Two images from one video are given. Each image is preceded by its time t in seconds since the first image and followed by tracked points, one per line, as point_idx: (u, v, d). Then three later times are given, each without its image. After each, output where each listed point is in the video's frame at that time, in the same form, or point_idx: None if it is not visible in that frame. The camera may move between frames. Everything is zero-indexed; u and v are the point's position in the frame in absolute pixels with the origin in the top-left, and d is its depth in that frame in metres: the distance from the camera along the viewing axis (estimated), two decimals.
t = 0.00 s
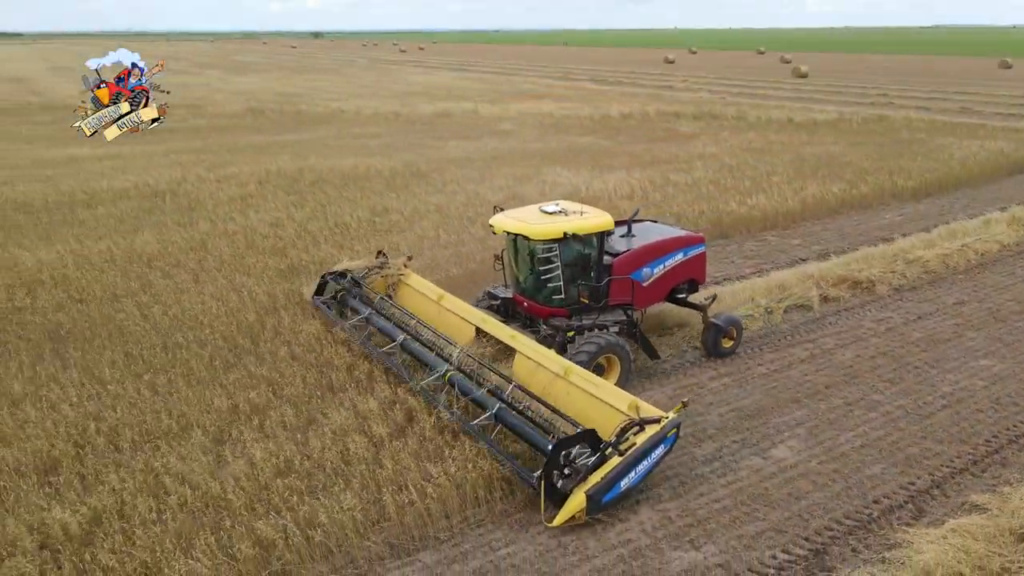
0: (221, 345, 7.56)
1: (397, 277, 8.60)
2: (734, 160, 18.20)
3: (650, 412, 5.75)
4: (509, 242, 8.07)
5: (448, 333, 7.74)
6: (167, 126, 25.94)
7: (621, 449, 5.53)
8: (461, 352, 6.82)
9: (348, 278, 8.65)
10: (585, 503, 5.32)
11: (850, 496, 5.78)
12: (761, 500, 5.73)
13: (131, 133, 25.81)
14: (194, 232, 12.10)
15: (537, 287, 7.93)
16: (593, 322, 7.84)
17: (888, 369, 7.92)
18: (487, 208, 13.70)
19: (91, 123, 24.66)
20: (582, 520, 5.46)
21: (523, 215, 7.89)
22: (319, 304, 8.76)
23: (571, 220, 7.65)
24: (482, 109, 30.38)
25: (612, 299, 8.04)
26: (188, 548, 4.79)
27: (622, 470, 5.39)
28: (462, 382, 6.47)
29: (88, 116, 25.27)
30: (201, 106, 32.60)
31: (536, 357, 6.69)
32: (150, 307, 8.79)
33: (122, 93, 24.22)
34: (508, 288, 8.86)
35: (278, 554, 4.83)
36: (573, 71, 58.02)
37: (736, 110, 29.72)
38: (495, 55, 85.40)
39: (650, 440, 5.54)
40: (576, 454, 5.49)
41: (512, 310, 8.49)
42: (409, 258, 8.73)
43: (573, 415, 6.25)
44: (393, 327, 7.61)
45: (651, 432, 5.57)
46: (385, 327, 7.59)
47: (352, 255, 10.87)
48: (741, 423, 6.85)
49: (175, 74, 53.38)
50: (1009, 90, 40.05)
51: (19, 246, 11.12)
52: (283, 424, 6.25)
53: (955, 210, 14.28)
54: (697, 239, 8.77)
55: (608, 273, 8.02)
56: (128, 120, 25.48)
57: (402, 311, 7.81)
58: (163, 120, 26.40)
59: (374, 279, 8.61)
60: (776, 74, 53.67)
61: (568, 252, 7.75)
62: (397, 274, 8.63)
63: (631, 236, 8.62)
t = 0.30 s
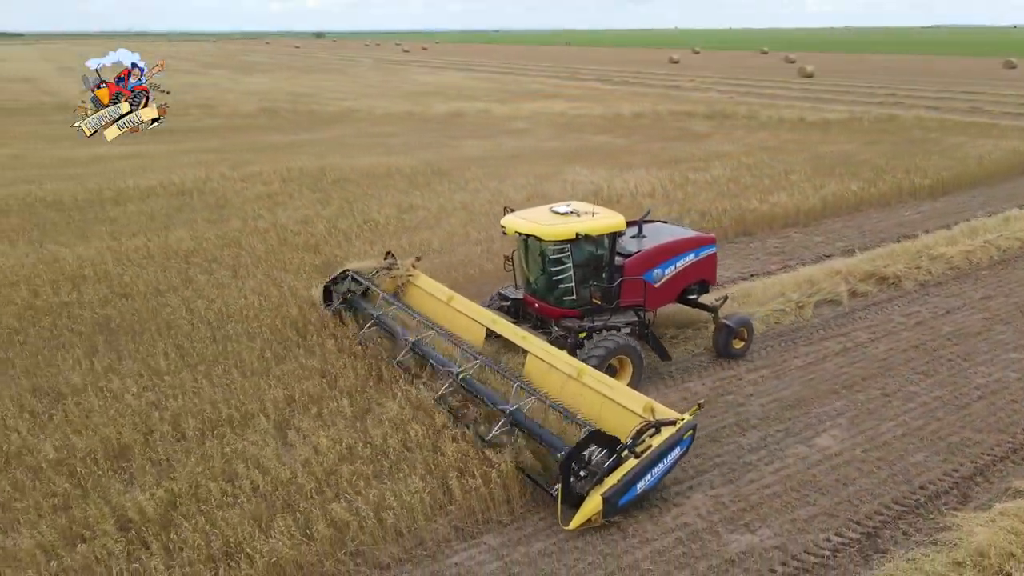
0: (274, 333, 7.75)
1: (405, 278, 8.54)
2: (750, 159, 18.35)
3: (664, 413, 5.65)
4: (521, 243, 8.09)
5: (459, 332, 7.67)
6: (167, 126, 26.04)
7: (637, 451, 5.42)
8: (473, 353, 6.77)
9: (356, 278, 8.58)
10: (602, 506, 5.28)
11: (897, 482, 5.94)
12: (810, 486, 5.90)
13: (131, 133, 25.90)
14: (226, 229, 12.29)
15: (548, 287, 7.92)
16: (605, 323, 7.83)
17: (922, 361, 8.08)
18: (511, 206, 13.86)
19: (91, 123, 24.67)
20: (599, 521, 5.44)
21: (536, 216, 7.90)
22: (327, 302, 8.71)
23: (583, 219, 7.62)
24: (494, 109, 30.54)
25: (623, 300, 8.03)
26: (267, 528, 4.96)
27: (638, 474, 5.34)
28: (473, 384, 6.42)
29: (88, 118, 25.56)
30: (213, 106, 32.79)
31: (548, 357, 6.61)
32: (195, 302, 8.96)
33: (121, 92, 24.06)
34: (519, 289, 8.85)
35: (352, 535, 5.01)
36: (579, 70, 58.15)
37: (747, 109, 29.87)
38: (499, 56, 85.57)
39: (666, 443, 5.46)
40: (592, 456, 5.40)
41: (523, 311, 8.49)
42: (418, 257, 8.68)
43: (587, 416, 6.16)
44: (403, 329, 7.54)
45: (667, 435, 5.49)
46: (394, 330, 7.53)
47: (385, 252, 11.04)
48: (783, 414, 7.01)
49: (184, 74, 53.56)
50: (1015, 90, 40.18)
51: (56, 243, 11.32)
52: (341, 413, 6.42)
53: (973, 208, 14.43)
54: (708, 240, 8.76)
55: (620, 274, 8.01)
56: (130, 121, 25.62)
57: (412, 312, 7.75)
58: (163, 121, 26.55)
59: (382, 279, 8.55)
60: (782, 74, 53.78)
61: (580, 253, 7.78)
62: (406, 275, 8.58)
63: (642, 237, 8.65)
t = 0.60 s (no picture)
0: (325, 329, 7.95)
1: (414, 277, 8.50)
2: (764, 157, 18.55)
3: (678, 412, 5.65)
4: (530, 241, 7.94)
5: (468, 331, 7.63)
6: (165, 125, 26.27)
7: (649, 449, 5.43)
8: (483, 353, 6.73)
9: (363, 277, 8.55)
10: (616, 504, 5.24)
11: (936, 465, 6.14)
12: (853, 469, 6.11)
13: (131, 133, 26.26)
14: (256, 225, 12.53)
15: (557, 287, 7.79)
16: (615, 322, 7.69)
17: (951, 352, 8.28)
18: (533, 202, 14.08)
19: (92, 123, 24.99)
20: (610, 520, 5.40)
21: (546, 216, 7.78)
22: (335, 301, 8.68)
23: (593, 218, 7.47)
24: (505, 108, 30.79)
25: (633, 300, 7.92)
26: (340, 507, 5.18)
27: (652, 471, 5.32)
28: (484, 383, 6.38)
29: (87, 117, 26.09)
30: (225, 105, 33.08)
31: (558, 356, 6.58)
32: (239, 295, 9.20)
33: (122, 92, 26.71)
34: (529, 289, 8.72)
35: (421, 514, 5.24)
36: (584, 70, 58.39)
37: (756, 108, 30.09)
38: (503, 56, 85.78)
39: (679, 441, 5.46)
40: (605, 454, 5.38)
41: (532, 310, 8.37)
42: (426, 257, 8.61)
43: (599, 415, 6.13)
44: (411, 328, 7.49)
45: (681, 433, 5.49)
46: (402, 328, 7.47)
47: (416, 247, 11.26)
48: (820, 402, 7.22)
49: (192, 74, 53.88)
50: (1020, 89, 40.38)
51: (93, 237, 11.57)
52: (395, 400, 6.64)
53: (988, 205, 14.64)
54: (717, 240, 8.67)
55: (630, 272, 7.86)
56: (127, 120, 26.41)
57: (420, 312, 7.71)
58: (163, 120, 27.02)
59: (390, 279, 8.52)
60: (787, 74, 54.01)
61: (590, 251, 7.57)
62: (414, 274, 8.52)
63: (651, 236, 8.52)
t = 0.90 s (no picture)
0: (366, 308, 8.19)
1: (422, 275, 8.59)
2: (778, 155, 18.78)
3: (686, 408, 5.71)
4: (537, 239, 8.04)
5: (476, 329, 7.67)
6: (166, 126, 26.21)
7: (659, 444, 5.43)
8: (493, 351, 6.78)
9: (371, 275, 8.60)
10: (626, 499, 5.23)
11: (968, 448, 6.39)
12: (888, 451, 6.36)
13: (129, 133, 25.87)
14: (285, 222, 12.74)
15: (565, 285, 7.91)
16: (623, 320, 7.82)
17: (974, 342, 8.52)
18: (555, 199, 14.31)
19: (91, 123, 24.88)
20: (622, 516, 5.40)
21: (553, 213, 7.89)
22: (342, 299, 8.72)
23: (600, 217, 7.61)
24: (515, 107, 31.01)
25: (641, 297, 8.07)
26: (405, 484, 5.44)
27: (662, 466, 5.31)
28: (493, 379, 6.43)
29: (86, 117, 25.90)
30: (236, 104, 33.25)
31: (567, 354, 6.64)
32: (279, 287, 9.44)
33: (121, 92, 25.49)
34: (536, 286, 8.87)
35: (481, 490, 5.50)
36: (590, 70, 58.57)
37: (765, 107, 30.30)
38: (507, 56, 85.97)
39: (688, 436, 5.50)
40: (615, 449, 5.42)
41: (541, 308, 8.52)
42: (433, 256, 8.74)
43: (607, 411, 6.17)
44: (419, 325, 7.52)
45: (689, 429, 5.54)
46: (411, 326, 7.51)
47: (444, 242, 11.51)
48: (851, 389, 7.46)
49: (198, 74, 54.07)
50: None
51: (128, 233, 11.78)
52: (443, 386, 6.88)
53: (1002, 202, 14.88)
54: (723, 238, 8.81)
55: (638, 271, 8.03)
56: (127, 120, 26.06)
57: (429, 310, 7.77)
58: (162, 119, 26.98)
59: (398, 276, 8.61)
60: (792, 74, 54.29)
61: (598, 250, 7.71)
62: (422, 272, 8.63)
63: (658, 235, 8.64)
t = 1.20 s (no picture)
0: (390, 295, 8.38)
1: (429, 272, 8.67)
2: (790, 153, 19.06)
3: (691, 403, 5.75)
4: (543, 237, 8.14)
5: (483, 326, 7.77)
6: (167, 125, 26.33)
7: (664, 439, 5.53)
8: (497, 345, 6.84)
9: (379, 272, 8.69)
10: (631, 492, 5.37)
11: (993, 429, 6.67)
12: (916, 432, 6.65)
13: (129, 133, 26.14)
14: (311, 217, 13.02)
15: (571, 282, 8.00)
16: (629, 317, 7.90)
17: (993, 331, 8.79)
18: (574, 196, 14.59)
19: (92, 122, 25.08)
20: (629, 507, 5.54)
21: (559, 212, 8.02)
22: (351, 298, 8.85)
23: (605, 214, 7.78)
24: (525, 106, 31.29)
25: (647, 294, 8.12)
26: (462, 459, 5.74)
27: (666, 460, 5.42)
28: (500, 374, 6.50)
29: (87, 117, 25.98)
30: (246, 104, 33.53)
31: (572, 349, 6.73)
32: (317, 279, 9.73)
33: (122, 92, 26.23)
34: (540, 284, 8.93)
35: (533, 466, 5.79)
36: (594, 70, 58.83)
37: (773, 106, 30.58)
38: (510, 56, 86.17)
39: (692, 431, 5.56)
40: (621, 443, 5.53)
41: (546, 305, 8.58)
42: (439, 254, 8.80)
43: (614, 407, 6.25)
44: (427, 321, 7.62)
45: (693, 424, 5.59)
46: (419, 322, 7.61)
47: (470, 237, 11.79)
48: (877, 375, 7.74)
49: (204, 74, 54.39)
50: None
51: (161, 228, 12.07)
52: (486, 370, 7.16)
53: (1013, 198, 15.16)
54: (726, 236, 8.89)
55: (643, 268, 8.11)
56: (127, 121, 26.39)
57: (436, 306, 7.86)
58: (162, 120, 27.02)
59: (404, 273, 8.68)
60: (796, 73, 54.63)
61: (603, 247, 7.82)
62: (428, 270, 8.70)
63: (663, 232, 8.72)
